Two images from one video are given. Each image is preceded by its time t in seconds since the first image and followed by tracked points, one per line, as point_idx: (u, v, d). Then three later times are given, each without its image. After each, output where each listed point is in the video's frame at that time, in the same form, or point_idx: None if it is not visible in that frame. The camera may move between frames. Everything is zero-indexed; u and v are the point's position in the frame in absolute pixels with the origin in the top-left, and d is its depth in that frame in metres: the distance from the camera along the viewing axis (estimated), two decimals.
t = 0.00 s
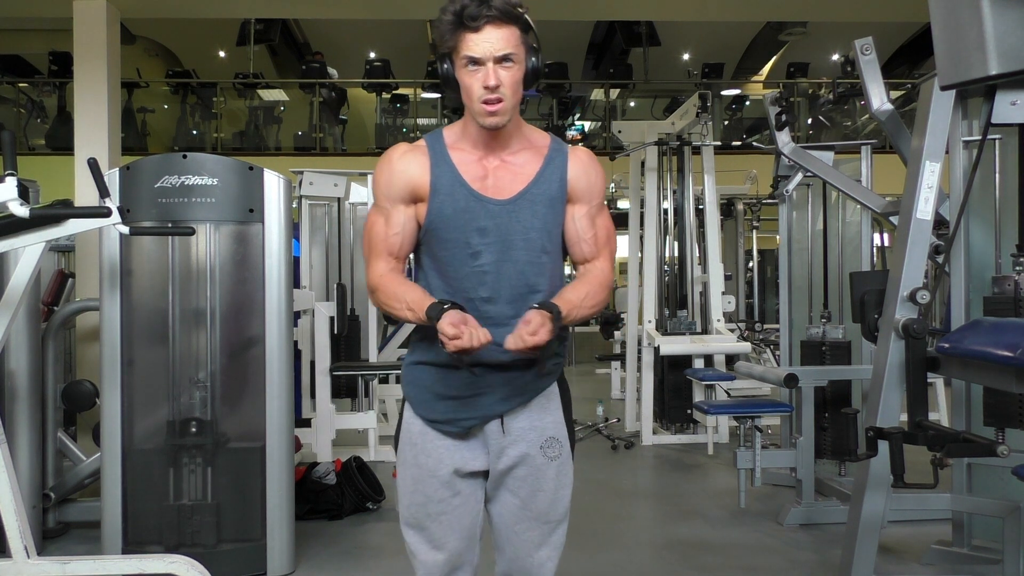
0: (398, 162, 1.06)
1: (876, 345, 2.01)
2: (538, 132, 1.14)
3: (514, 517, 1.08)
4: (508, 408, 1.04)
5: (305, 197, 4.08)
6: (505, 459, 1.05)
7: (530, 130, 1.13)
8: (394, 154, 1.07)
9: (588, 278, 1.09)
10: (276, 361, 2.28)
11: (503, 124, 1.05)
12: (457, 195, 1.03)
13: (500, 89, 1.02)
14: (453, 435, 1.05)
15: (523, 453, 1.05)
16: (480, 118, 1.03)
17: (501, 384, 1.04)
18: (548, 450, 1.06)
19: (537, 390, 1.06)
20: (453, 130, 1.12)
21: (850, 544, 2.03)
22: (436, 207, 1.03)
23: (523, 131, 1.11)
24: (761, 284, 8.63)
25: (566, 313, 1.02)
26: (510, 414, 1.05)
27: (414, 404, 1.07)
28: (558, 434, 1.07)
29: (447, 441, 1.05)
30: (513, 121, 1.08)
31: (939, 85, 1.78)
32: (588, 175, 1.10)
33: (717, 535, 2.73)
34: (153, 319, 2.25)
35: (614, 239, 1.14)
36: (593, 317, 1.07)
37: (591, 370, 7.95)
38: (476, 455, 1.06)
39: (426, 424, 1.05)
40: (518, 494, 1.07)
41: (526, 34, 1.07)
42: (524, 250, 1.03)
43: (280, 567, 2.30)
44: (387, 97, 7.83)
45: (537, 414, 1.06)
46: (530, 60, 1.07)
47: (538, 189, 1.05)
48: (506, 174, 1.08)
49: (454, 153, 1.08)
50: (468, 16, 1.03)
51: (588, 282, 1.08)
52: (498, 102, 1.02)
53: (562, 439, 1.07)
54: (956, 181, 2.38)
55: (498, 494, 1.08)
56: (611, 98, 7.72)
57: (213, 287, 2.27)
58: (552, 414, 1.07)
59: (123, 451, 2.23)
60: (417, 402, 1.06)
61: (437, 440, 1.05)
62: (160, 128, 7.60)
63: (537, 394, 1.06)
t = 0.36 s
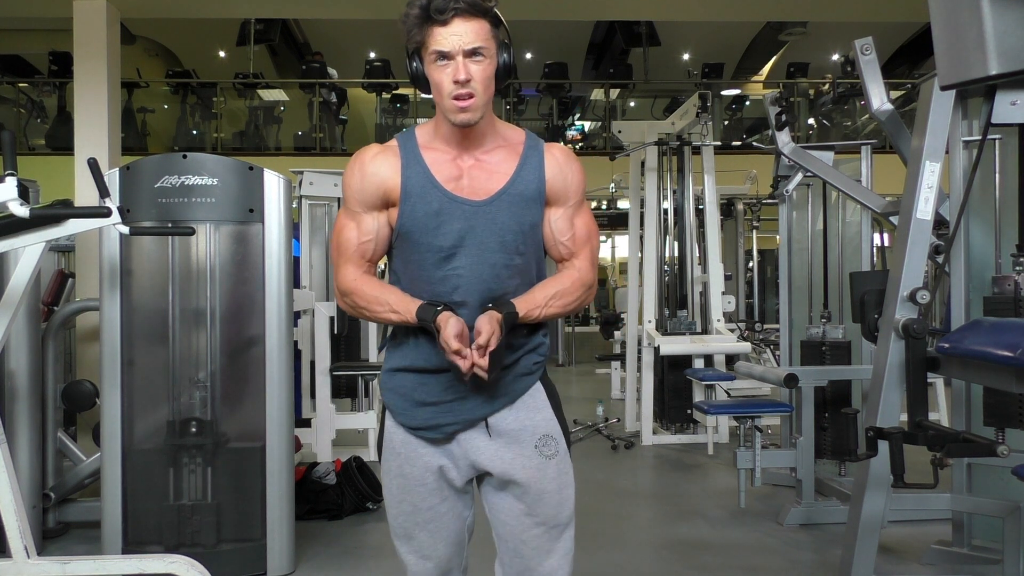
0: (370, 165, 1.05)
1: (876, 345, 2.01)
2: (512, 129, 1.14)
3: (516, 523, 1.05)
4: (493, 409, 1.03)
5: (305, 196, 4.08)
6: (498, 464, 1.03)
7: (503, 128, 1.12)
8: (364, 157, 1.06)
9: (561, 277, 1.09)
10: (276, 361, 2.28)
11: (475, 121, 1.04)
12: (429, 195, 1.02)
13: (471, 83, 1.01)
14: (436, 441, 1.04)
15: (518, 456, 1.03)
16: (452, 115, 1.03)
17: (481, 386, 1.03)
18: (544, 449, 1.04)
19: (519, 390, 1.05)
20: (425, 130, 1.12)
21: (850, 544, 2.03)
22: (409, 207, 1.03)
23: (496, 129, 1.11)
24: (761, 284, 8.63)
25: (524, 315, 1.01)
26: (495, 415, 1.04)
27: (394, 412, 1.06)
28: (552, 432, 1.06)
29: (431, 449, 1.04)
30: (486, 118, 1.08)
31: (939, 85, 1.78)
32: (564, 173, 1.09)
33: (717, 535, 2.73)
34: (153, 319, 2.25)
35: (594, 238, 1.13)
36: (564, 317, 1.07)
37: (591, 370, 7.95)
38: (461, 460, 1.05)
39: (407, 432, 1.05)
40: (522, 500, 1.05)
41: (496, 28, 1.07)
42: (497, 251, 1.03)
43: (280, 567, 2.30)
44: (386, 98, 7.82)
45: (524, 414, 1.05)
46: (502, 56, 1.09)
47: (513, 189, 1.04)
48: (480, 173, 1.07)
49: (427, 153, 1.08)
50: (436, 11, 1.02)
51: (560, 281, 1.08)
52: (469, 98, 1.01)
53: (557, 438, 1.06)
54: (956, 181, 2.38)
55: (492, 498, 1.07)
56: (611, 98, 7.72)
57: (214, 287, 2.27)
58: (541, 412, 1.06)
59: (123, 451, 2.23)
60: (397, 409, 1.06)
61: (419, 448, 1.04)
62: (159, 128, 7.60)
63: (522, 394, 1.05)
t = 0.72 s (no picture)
0: (388, 162, 1.04)
1: (876, 345, 2.00)
2: (532, 129, 1.13)
3: (517, 531, 1.05)
4: (505, 416, 1.03)
5: (305, 196, 4.08)
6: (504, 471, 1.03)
7: (524, 128, 1.11)
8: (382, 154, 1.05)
9: (582, 281, 1.08)
10: (275, 362, 2.28)
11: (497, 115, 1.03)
12: (450, 194, 1.01)
13: (495, 74, 1.00)
14: (446, 443, 1.03)
15: (525, 465, 1.03)
16: (475, 108, 1.01)
17: (494, 391, 1.03)
18: (550, 460, 1.04)
19: (534, 396, 1.05)
20: (444, 127, 1.10)
21: (850, 544, 2.03)
22: (427, 206, 1.02)
23: (517, 129, 1.10)
24: (761, 284, 8.63)
25: (543, 320, 1.01)
26: (508, 422, 1.03)
27: (405, 410, 1.06)
28: (561, 443, 1.05)
29: (438, 450, 1.04)
30: (508, 117, 1.06)
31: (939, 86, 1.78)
32: (586, 175, 1.08)
33: (718, 535, 2.73)
34: (152, 319, 2.25)
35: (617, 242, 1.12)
36: (584, 321, 1.07)
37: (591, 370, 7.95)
38: (468, 466, 1.04)
39: (417, 430, 1.05)
40: (523, 510, 1.04)
41: (521, 23, 1.05)
42: (515, 253, 1.02)
43: (280, 567, 2.30)
44: (387, 98, 7.83)
45: (536, 423, 1.04)
46: (525, 56, 1.06)
47: (534, 191, 1.03)
48: (500, 173, 1.06)
49: (446, 151, 1.06)
50: (461, 3, 1.01)
51: (581, 285, 1.07)
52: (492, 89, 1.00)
53: (565, 450, 1.06)
54: (956, 181, 2.38)
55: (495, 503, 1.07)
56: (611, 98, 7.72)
57: (213, 287, 2.27)
58: (552, 422, 1.06)
59: (123, 452, 2.23)
60: (409, 408, 1.05)
61: (428, 448, 1.04)
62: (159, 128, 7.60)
63: (537, 399, 1.05)
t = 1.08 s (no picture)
0: (400, 164, 1.04)
1: (876, 344, 2.00)
2: (545, 132, 1.12)
3: (527, 531, 1.06)
4: (518, 418, 1.03)
5: (305, 196, 4.08)
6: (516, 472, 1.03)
7: (537, 130, 1.10)
8: (396, 156, 1.05)
9: (595, 283, 1.08)
10: (276, 362, 2.29)
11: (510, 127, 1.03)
12: (462, 200, 1.01)
13: (509, 89, 0.99)
14: (458, 444, 1.03)
15: (538, 466, 1.03)
16: (487, 120, 1.01)
17: (505, 393, 1.03)
18: (564, 461, 1.04)
19: (547, 398, 1.05)
20: (457, 129, 1.10)
21: (850, 544, 2.03)
22: (438, 211, 1.02)
23: (530, 132, 1.09)
24: (761, 284, 8.62)
25: (555, 323, 1.01)
26: (521, 423, 1.03)
27: (416, 410, 1.06)
28: (573, 444, 1.05)
29: (448, 450, 1.03)
30: (520, 122, 1.06)
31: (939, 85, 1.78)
32: (599, 179, 1.07)
33: (718, 535, 2.73)
34: (152, 319, 2.25)
35: (629, 246, 1.12)
36: (596, 323, 1.07)
37: (591, 370, 7.95)
38: (479, 469, 1.04)
39: (428, 431, 1.05)
40: (536, 510, 1.04)
41: (535, 29, 1.04)
42: (526, 259, 1.02)
43: (280, 567, 2.30)
44: (386, 97, 7.83)
45: (550, 424, 1.04)
46: (540, 57, 1.07)
47: (546, 197, 1.02)
48: (512, 178, 1.05)
49: (457, 155, 1.06)
50: (476, 11, 1.00)
51: (594, 287, 1.07)
52: (506, 103, 0.99)
53: (578, 451, 1.06)
54: (956, 181, 2.38)
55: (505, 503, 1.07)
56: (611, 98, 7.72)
57: (213, 287, 2.27)
58: (565, 423, 1.06)
59: (123, 452, 2.23)
60: (421, 409, 1.05)
61: (439, 449, 1.04)
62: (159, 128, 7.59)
63: (551, 401, 1.05)
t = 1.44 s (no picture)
0: (394, 167, 1.04)
1: (876, 345, 2.00)
2: (542, 134, 1.11)
3: (522, 529, 1.05)
4: (512, 417, 1.03)
5: (305, 196, 4.08)
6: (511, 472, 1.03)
7: (533, 134, 1.10)
8: (390, 160, 1.05)
9: (589, 286, 1.08)
10: (275, 362, 2.28)
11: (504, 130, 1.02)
12: (455, 206, 1.01)
13: (504, 92, 0.99)
14: (453, 443, 1.03)
15: (532, 465, 1.03)
16: (482, 123, 1.00)
17: (500, 395, 1.03)
18: (558, 460, 1.04)
19: (541, 398, 1.05)
20: (452, 132, 1.09)
21: (850, 544, 2.03)
22: (432, 215, 1.01)
23: (525, 136, 1.08)
24: (761, 284, 8.62)
25: (549, 327, 1.02)
26: (515, 423, 1.03)
27: (411, 410, 1.06)
28: (568, 443, 1.05)
29: (443, 449, 1.04)
30: (516, 126, 1.05)
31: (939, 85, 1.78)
32: (594, 183, 1.06)
33: (718, 535, 2.73)
34: (152, 319, 2.25)
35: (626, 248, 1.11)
36: (592, 326, 1.08)
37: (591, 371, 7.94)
38: (474, 468, 1.04)
39: (423, 430, 1.05)
40: (531, 508, 1.04)
41: (530, 32, 1.04)
42: (520, 264, 1.02)
43: (280, 567, 2.30)
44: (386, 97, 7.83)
45: (544, 423, 1.04)
46: (535, 60, 1.07)
47: (539, 204, 1.02)
48: (507, 183, 1.05)
49: (451, 159, 1.06)
50: (470, 13, 1.00)
51: (589, 291, 1.07)
52: (500, 106, 0.99)
53: (573, 450, 1.06)
54: (956, 181, 2.38)
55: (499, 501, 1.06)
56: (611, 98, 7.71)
57: (214, 287, 2.27)
58: (560, 423, 1.06)
59: (123, 452, 2.23)
60: (416, 409, 1.05)
61: (433, 448, 1.04)
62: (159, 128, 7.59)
63: (545, 400, 1.05)
